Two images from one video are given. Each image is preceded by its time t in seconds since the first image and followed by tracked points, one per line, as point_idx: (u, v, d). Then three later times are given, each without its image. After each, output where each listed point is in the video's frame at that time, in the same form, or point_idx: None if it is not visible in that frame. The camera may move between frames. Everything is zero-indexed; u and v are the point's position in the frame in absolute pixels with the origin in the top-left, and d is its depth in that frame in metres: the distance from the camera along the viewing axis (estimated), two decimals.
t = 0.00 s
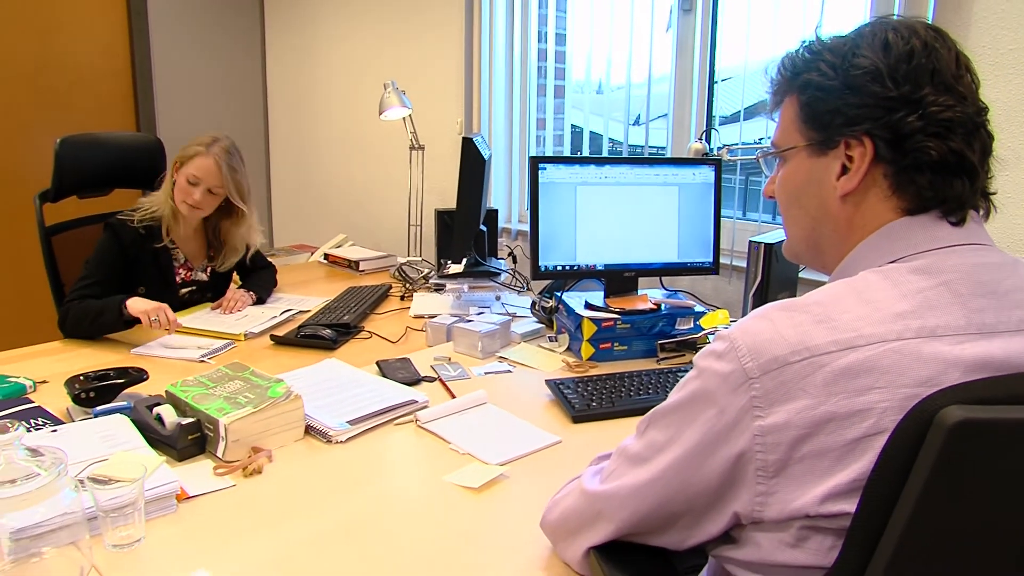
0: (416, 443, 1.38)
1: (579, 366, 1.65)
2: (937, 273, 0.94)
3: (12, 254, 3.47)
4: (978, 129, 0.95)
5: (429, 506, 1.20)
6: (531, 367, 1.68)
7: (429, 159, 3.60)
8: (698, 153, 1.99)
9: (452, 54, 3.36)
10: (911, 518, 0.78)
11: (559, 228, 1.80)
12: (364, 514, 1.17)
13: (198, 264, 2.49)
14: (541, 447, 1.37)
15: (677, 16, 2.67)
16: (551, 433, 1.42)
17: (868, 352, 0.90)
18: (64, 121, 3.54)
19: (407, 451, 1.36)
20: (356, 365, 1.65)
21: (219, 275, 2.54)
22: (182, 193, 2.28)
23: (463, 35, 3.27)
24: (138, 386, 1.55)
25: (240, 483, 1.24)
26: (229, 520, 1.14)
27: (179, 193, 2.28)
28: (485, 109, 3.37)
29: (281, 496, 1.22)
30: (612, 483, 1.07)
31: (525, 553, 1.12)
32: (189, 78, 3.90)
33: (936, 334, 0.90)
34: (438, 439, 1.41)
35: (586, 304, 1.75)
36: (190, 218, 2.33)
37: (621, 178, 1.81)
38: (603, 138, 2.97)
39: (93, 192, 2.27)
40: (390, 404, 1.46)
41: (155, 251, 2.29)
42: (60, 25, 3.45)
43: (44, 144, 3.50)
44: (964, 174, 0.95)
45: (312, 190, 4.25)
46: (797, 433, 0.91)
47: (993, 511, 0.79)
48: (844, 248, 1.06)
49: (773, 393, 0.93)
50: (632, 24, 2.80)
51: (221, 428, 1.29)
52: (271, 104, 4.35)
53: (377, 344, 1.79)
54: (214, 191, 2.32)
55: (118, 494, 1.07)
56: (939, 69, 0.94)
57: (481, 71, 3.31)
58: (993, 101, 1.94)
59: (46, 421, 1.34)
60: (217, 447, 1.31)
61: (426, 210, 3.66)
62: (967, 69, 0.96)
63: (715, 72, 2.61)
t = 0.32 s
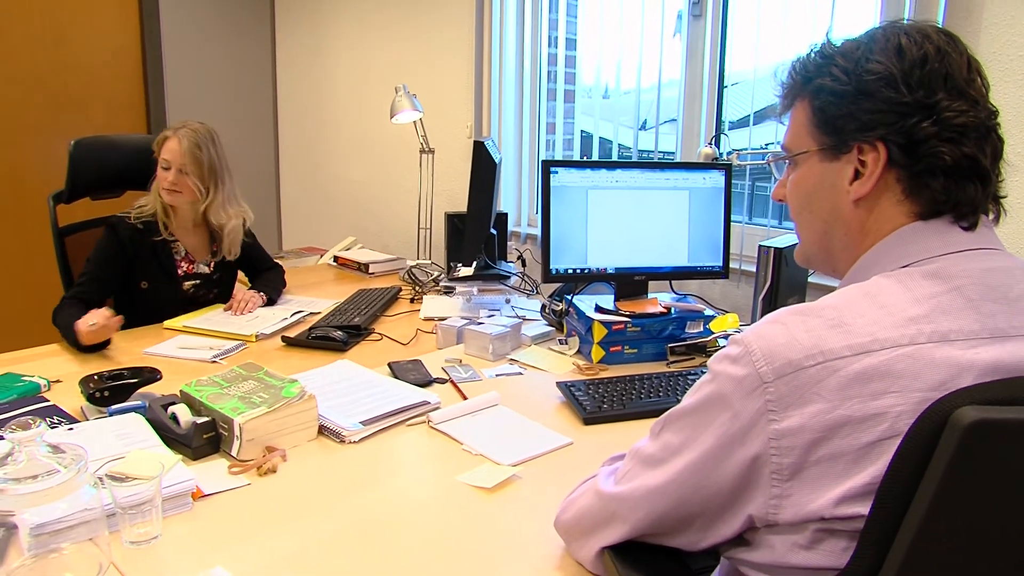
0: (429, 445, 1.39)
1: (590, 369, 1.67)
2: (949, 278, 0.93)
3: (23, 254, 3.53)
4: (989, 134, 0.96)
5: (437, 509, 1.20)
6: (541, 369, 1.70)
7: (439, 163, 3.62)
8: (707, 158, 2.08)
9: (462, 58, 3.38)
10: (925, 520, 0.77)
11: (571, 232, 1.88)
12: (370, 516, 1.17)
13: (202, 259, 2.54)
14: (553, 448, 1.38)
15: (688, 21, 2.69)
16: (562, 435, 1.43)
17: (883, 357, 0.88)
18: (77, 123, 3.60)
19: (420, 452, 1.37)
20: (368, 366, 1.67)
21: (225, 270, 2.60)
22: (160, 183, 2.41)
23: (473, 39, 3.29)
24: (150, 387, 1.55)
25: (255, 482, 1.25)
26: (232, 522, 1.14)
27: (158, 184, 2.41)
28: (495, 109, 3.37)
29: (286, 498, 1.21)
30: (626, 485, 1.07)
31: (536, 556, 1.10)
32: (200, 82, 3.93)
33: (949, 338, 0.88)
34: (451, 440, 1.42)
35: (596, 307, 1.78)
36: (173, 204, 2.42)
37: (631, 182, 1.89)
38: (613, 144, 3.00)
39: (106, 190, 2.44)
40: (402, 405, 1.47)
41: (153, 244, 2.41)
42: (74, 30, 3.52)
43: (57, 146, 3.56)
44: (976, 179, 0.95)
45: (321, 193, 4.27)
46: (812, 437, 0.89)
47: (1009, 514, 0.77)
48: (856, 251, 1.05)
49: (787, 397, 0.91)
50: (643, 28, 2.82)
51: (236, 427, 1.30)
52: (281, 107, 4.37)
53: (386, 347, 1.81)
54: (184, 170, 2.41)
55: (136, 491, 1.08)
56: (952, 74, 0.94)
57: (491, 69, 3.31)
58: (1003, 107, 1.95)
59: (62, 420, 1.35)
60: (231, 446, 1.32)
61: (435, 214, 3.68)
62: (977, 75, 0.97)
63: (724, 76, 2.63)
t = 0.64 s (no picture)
0: (437, 448, 1.40)
1: (596, 374, 1.68)
2: (957, 283, 0.93)
3: (28, 257, 3.55)
4: (996, 139, 0.96)
5: (443, 513, 1.20)
6: (548, 373, 1.72)
7: (444, 168, 3.63)
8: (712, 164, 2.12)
9: (468, 65, 3.41)
10: (934, 520, 0.77)
11: (577, 237, 1.90)
12: (376, 520, 1.16)
13: (195, 257, 2.57)
14: (560, 452, 1.39)
15: (693, 27, 2.74)
16: (569, 439, 1.43)
17: (892, 362, 0.89)
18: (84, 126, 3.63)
19: (428, 456, 1.37)
20: (375, 370, 1.68)
21: (220, 266, 2.63)
22: (142, 183, 2.45)
23: (479, 46, 3.31)
24: (158, 390, 1.56)
25: (264, 485, 1.25)
26: (236, 526, 1.13)
27: (141, 184, 2.45)
28: (500, 117, 3.42)
29: (292, 503, 1.21)
30: (636, 488, 1.06)
31: (543, 560, 1.10)
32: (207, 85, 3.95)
33: (957, 343, 0.89)
34: (459, 443, 1.42)
35: (602, 312, 1.80)
36: (158, 202, 2.46)
37: (637, 188, 1.91)
38: (618, 151, 3.01)
39: (111, 195, 2.50)
40: (410, 409, 1.48)
41: (144, 244, 2.41)
42: (81, 33, 3.53)
43: (63, 150, 3.57)
44: (984, 184, 0.96)
45: (326, 198, 4.29)
46: (821, 441, 0.89)
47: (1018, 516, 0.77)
48: (864, 256, 1.06)
49: (797, 402, 0.91)
50: (648, 34, 2.84)
51: (245, 430, 1.30)
52: (287, 113, 4.39)
53: (392, 351, 1.82)
54: (168, 167, 2.45)
55: (147, 493, 1.09)
56: (959, 81, 0.95)
57: (496, 82, 3.37)
58: (1006, 115, 1.97)
59: (72, 422, 1.36)
60: (240, 450, 1.32)
61: (441, 218, 3.70)
62: (983, 80, 0.97)
63: (729, 81, 2.66)
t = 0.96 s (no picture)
0: (445, 450, 1.41)
1: (601, 376, 1.69)
2: (963, 284, 0.94)
3: (35, 262, 3.56)
4: (1006, 140, 0.97)
5: (450, 515, 1.20)
6: (554, 376, 1.72)
7: (449, 171, 3.64)
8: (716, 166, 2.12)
9: (472, 68, 3.42)
10: (939, 518, 0.77)
11: (582, 240, 1.90)
12: (381, 523, 1.16)
13: (192, 262, 2.56)
14: (567, 453, 1.39)
15: (697, 30, 2.74)
16: (575, 441, 1.44)
17: (898, 360, 0.89)
18: (89, 131, 3.64)
19: (437, 457, 1.38)
20: (382, 373, 1.69)
21: (220, 271, 2.62)
22: (149, 184, 2.46)
23: (482, 49, 3.33)
24: (166, 393, 1.57)
25: (272, 487, 1.26)
26: (239, 530, 1.13)
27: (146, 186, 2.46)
28: (505, 119, 3.41)
29: (297, 506, 1.21)
30: (642, 488, 1.06)
31: (549, 561, 1.11)
32: (212, 90, 3.96)
33: (963, 343, 0.89)
34: (466, 445, 1.43)
35: (607, 314, 1.81)
36: (164, 203, 2.46)
37: (642, 191, 1.92)
38: (622, 154, 3.01)
39: (118, 199, 2.54)
40: (417, 411, 1.49)
41: (139, 248, 2.42)
42: (85, 37, 3.54)
43: (69, 155, 3.59)
44: (993, 185, 0.97)
45: (330, 201, 4.30)
46: (827, 439, 0.90)
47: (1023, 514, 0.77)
48: (872, 256, 1.06)
49: (803, 400, 0.91)
50: (652, 37, 2.85)
51: (254, 432, 1.31)
52: (292, 116, 4.41)
53: (398, 354, 1.83)
54: (177, 169, 2.48)
55: (157, 495, 1.09)
56: (969, 82, 0.95)
57: (500, 85, 3.37)
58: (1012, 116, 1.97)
59: (82, 425, 1.37)
60: (248, 452, 1.33)
61: (446, 221, 3.70)
62: (992, 82, 0.98)
63: (734, 83, 2.67)
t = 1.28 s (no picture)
0: (450, 456, 1.40)
1: (606, 382, 1.68)
2: (975, 290, 0.92)
3: (39, 265, 3.56)
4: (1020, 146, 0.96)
5: (449, 525, 1.18)
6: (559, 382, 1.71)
7: (453, 176, 3.65)
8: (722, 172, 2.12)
9: (477, 72, 3.42)
10: (950, 525, 0.75)
11: (588, 246, 1.90)
12: (387, 531, 1.16)
13: (206, 264, 2.58)
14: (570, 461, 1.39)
15: (702, 35, 2.73)
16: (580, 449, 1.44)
17: (909, 367, 0.87)
18: (94, 136, 3.65)
19: (442, 463, 1.38)
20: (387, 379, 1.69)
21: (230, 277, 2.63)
22: (178, 174, 2.48)
23: (487, 54, 3.33)
24: (171, 398, 1.56)
25: (277, 494, 1.26)
26: (243, 536, 1.13)
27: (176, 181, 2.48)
28: (509, 123, 3.41)
29: (301, 513, 1.20)
30: (636, 487, 1.00)
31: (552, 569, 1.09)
32: (217, 96, 3.98)
33: (975, 350, 0.88)
34: (471, 452, 1.43)
35: (612, 320, 1.80)
36: (196, 190, 2.52)
37: (648, 197, 1.91)
38: (627, 159, 3.02)
39: (124, 204, 2.56)
40: (424, 417, 1.49)
41: (153, 248, 2.44)
42: (91, 42, 3.56)
43: (75, 160, 3.60)
44: (1006, 191, 0.95)
45: (335, 205, 4.31)
46: (836, 444, 0.88)
47: None
48: (883, 261, 1.05)
49: (812, 404, 0.89)
50: (657, 42, 2.85)
51: (258, 439, 1.30)
52: (297, 121, 4.42)
53: (402, 360, 1.83)
54: (196, 159, 2.56)
55: (161, 502, 1.09)
56: (984, 88, 0.94)
57: (505, 90, 3.38)
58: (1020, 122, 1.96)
59: (86, 431, 1.36)
60: (253, 459, 1.32)
61: (450, 226, 3.71)
62: (1006, 88, 0.97)
63: (738, 88, 2.67)
